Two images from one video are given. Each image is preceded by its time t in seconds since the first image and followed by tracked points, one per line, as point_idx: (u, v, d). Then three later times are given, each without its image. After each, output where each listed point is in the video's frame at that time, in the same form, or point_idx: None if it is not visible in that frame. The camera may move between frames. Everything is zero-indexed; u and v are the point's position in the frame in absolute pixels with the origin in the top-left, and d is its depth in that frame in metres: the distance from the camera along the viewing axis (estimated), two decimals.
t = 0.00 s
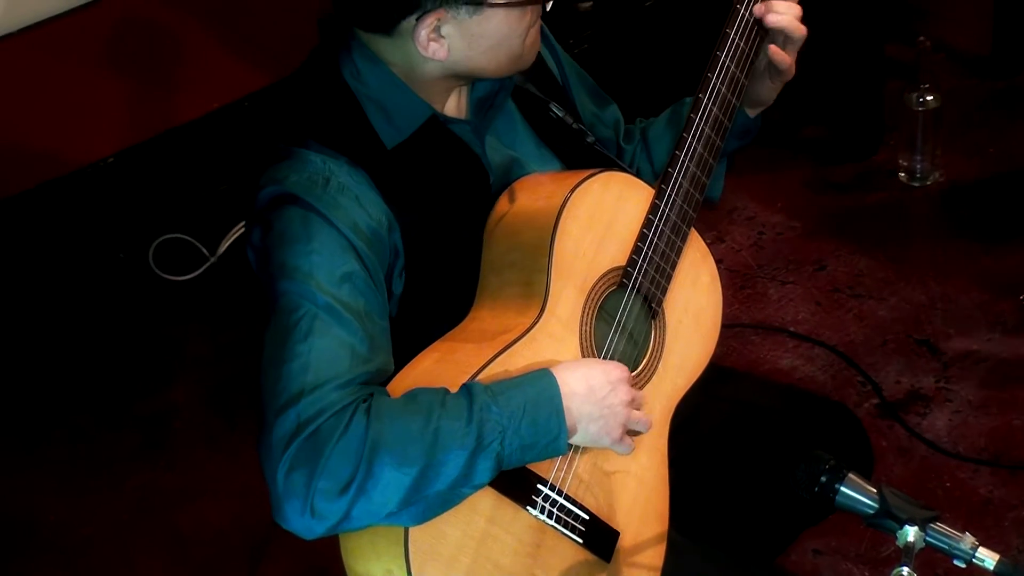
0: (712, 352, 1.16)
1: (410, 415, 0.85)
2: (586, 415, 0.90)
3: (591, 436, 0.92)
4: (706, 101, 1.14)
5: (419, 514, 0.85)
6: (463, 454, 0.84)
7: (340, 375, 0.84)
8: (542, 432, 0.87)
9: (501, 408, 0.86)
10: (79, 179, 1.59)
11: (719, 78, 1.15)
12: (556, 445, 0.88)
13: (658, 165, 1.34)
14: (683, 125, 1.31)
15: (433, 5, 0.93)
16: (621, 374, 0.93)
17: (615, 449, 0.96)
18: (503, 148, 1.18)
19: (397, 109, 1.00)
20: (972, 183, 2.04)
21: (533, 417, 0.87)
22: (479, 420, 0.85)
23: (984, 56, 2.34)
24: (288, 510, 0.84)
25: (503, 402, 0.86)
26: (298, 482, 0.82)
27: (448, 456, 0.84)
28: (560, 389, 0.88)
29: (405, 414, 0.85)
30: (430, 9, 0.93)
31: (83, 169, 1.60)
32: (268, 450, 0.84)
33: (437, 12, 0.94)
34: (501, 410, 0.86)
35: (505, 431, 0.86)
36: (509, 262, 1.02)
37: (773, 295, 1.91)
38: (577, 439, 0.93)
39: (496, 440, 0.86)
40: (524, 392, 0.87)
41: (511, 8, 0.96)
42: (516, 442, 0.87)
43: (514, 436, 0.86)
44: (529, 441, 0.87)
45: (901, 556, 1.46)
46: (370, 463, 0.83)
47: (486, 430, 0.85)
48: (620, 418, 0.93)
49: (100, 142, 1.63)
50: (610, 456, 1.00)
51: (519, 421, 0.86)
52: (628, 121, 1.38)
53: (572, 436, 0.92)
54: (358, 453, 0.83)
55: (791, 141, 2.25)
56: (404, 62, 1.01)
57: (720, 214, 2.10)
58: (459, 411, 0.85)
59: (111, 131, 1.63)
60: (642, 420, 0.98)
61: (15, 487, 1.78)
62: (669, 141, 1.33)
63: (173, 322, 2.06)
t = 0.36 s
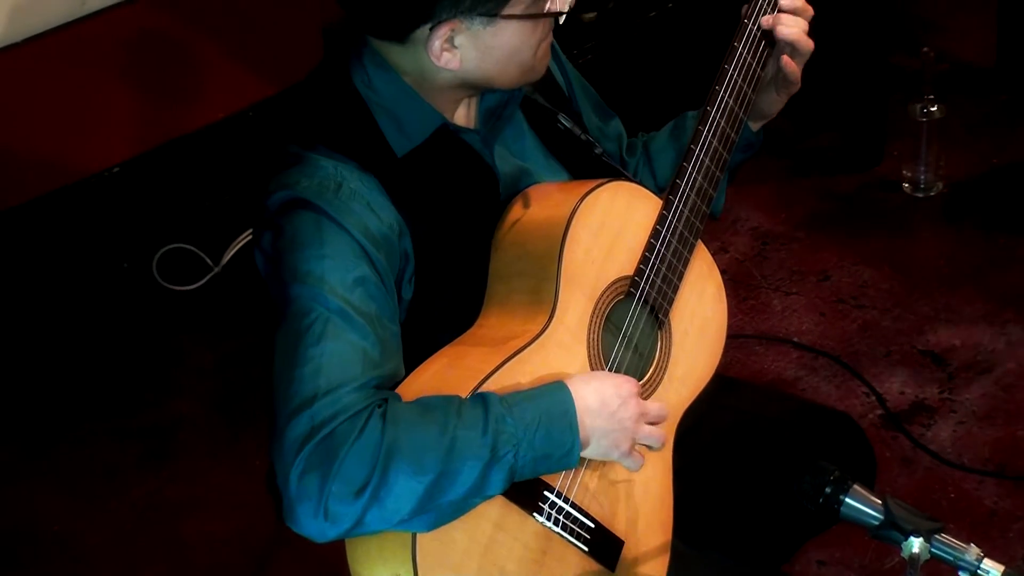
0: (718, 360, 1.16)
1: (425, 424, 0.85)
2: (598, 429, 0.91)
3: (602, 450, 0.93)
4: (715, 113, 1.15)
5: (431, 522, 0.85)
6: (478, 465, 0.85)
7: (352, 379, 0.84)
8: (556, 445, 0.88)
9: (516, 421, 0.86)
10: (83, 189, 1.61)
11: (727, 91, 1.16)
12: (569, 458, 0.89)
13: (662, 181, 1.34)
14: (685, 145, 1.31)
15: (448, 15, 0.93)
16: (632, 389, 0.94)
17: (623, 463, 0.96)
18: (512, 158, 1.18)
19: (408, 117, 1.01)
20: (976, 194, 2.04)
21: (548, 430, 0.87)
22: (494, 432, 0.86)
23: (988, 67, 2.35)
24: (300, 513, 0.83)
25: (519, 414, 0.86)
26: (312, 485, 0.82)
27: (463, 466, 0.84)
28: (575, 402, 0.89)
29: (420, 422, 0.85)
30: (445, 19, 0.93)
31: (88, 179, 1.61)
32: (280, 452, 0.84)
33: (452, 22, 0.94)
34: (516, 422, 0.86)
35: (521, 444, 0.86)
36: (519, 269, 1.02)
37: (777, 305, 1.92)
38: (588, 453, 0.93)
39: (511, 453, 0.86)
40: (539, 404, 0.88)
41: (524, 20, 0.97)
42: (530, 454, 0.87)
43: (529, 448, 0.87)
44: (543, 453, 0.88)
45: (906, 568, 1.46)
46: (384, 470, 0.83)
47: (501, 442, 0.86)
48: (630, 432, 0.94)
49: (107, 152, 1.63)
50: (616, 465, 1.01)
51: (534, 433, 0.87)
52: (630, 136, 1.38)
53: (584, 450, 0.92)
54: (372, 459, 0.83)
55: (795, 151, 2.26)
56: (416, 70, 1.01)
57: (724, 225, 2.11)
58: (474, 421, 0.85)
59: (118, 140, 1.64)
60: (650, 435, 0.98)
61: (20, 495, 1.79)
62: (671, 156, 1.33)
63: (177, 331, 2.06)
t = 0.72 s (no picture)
0: (717, 371, 1.17)
1: (424, 431, 0.85)
2: (597, 433, 0.91)
3: (602, 454, 0.93)
4: (714, 126, 1.15)
5: (431, 530, 0.84)
6: (476, 470, 0.85)
7: (352, 388, 0.84)
8: (554, 450, 0.88)
9: (514, 426, 0.87)
10: (82, 200, 1.62)
11: (727, 103, 1.16)
12: (568, 462, 0.89)
13: (660, 195, 1.35)
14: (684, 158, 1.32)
15: (460, 30, 0.93)
16: (633, 394, 0.94)
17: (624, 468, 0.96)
18: (514, 170, 1.18)
19: (412, 129, 1.01)
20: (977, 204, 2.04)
21: (546, 435, 0.88)
22: (493, 437, 0.86)
23: (988, 77, 2.35)
24: (300, 522, 0.83)
25: (517, 420, 0.87)
26: (311, 493, 0.82)
27: (462, 471, 0.84)
28: (573, 407, 0.90)
29: (418, 429, 0.85)
30: (457, 33, 0.93)
31: (88, 189, 1.62)
32: (280, 461, 0.84)
33: (464, 36, 0.94)
34: (515, 427, 0.87)
35: (519, 449, 0.87)
36: (519, 279, 1.02)
37: (778, 315, 1.92)
38: (588, 458, 0.93)
39: (509, 458, 0.86)
40: (537, 410, 0.88)
41: (534, 39, 0.97)
42: (528, 459, 0.87)
43: (527, 454, 0.87)
44: (541, 459, 0.88)
45: None
46: (383, 477, 0.83)
47: (499, 447, 0.86)
48: (631, 438, 0.94)
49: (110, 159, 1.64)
50: (615, 475, 1.00)
51: (532, 438, 0.87)
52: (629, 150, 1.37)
53: (583, 454, 0.92)
54: (372, 467, 0.83)
55: (795, 161, 2.26)
56: (423, 82, 1.01)
57: (725, 235, 2.11)
58: (474, 428, 0.86)
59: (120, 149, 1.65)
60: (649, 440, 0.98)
61: (20, 505, 1.78)
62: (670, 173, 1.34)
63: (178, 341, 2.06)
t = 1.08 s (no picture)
0: (715, 377, 1.16)
1: (414, 431, 0.85)
2: (590, 431, 0.91)
3: (595, 453, 0.93)
4: (709, 132, 1.15)
5: (421, 531, 0.85)
6: (467, 469, 0.85)
7: (344, 391, 0.84)
8: (546, 448, 0.88)
9: (504, 424, 0.87)
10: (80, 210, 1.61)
11: (722, 109, 1.16)
12: (560, 460, 0.89)
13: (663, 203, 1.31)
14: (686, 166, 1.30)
15: (440, 25, 0.93)
16: (626, 392, 0.94)
17: (620, 467, 0.96)
18: (509, 175, 1.19)
19: (404, 130, 1.01)
20: (974, 212, 2.05)
21: (537, 433, 0.87)
22: (482, 435, 0.86)
23: (985, 85, 2.35)
24: (291, 525, 0.84)
25: (507, 417, 0.87)
26: (302, 496, 0.83)
27: (452, 469, 0.84)
28: (564, 404, 0.89)
29: (408, 430, 0.85)
30: (437, 29, 0.93)
31: (85, 200, 1.61)
32: (272, 465, 0.85)
33: (445, 31, 0.94)
34: (505, 425, 0.87)
35: (510, 446, 0.86)
36: (513, 287, 1.02)
37: (776, 324, 1.92)
38: (580, 457, 0.93)
39: (501, 456, 0.86)
40: (528, 408, 0.88)
41: (517, 36, 0.97)
42: (520, 457, 0.87)
43: (518, 451, 0.87)
44: (533, 457, 0.88)
45: None
46: (373, 478, 0.83)
47: (490, 445, 0.86)
48: (625, 435, 0.94)
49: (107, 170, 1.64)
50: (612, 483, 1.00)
51: (522, 436, 0.87)
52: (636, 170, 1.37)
53: (576, 453, 0.92)
54: (362, 468, 0.83)
55: (793, 170, 2.26)
56: (410, 82, 1.01)
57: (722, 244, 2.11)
58: (462, 427, 0.86)
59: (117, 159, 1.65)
60: (645, 440, 0.98)
61: (16, 516, 1.78)
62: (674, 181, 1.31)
63: (175, 351, 2.06)
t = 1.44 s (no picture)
0: (707, 391, 1.16)
1: (401, 445, 0.85)
2: (579, 439, 0.91)
3: (586, 462, 0.93)
4: (700, 143, 1.15)
5: (412, 545, 0.85)
6: (456, 481, 0.85)
7: (333, 409, 0.85)
8: (535, 458, 0.88)
9: (492, 435, 0.87)
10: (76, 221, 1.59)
11: (712, 120, 1.16)
12: (549, 471, 0.89)
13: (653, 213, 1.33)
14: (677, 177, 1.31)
15: (436, 44, 0.93)
16: (615, 400, 0.94)
17: (613, 474, 0.96)
18: (501, 188, 1.19)
19: (398, 149, 1.01)
20: (968, 223, 2.05)
21: (526, 444, 0.87)
22: (470, 447, 0.86)
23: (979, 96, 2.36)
24: (281, 543, 0.84)
25: (496, 429, 0.87)
26: (291, 514, 0.83)
27: (441, 483, 0.85)
28: (552, 414, 0.89)
29: (396, 444, 0.85)
30: (432, 48, 0.93)
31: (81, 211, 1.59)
32: (261, 484, 0.85)
33: (439, 50, 0.94)
34: (493, 436, 0.87)
35: (499, 457, 0.87)
36: (505, 299, 1.03)
37: (771, 335, 1.91)
38: (572, 465, 0.93)
39: (490, 467, 0.86)
40: (516, 419, 0.88)
41: (511, 57, 0.97)
42: (510, 467, 0.87)
43: (507, 462, 0.87)
44: (522, 467, 0.88)
45: None
46: (362, 494, 0.83)
47: (478, 457, 0.86)
48: (615, 443, 0.94)
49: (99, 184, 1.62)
50: (603, 496, 1.00)
51: (511, 447, 0.87)
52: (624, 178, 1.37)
53: (567, 462, 0.92)
54: (351, 484, 0.83)
55: (788, 181, 2.26)
56: (403, 100, 1.01)
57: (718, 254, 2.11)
58: (450, 440, 0.86)
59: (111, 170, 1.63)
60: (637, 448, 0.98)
61: (10, 528, 1.77)
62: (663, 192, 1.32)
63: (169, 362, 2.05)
